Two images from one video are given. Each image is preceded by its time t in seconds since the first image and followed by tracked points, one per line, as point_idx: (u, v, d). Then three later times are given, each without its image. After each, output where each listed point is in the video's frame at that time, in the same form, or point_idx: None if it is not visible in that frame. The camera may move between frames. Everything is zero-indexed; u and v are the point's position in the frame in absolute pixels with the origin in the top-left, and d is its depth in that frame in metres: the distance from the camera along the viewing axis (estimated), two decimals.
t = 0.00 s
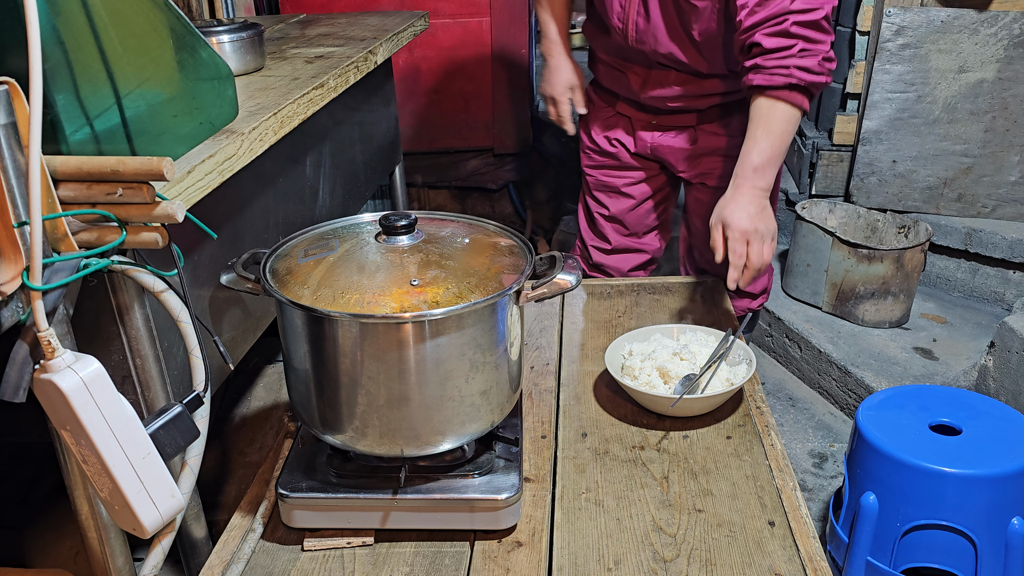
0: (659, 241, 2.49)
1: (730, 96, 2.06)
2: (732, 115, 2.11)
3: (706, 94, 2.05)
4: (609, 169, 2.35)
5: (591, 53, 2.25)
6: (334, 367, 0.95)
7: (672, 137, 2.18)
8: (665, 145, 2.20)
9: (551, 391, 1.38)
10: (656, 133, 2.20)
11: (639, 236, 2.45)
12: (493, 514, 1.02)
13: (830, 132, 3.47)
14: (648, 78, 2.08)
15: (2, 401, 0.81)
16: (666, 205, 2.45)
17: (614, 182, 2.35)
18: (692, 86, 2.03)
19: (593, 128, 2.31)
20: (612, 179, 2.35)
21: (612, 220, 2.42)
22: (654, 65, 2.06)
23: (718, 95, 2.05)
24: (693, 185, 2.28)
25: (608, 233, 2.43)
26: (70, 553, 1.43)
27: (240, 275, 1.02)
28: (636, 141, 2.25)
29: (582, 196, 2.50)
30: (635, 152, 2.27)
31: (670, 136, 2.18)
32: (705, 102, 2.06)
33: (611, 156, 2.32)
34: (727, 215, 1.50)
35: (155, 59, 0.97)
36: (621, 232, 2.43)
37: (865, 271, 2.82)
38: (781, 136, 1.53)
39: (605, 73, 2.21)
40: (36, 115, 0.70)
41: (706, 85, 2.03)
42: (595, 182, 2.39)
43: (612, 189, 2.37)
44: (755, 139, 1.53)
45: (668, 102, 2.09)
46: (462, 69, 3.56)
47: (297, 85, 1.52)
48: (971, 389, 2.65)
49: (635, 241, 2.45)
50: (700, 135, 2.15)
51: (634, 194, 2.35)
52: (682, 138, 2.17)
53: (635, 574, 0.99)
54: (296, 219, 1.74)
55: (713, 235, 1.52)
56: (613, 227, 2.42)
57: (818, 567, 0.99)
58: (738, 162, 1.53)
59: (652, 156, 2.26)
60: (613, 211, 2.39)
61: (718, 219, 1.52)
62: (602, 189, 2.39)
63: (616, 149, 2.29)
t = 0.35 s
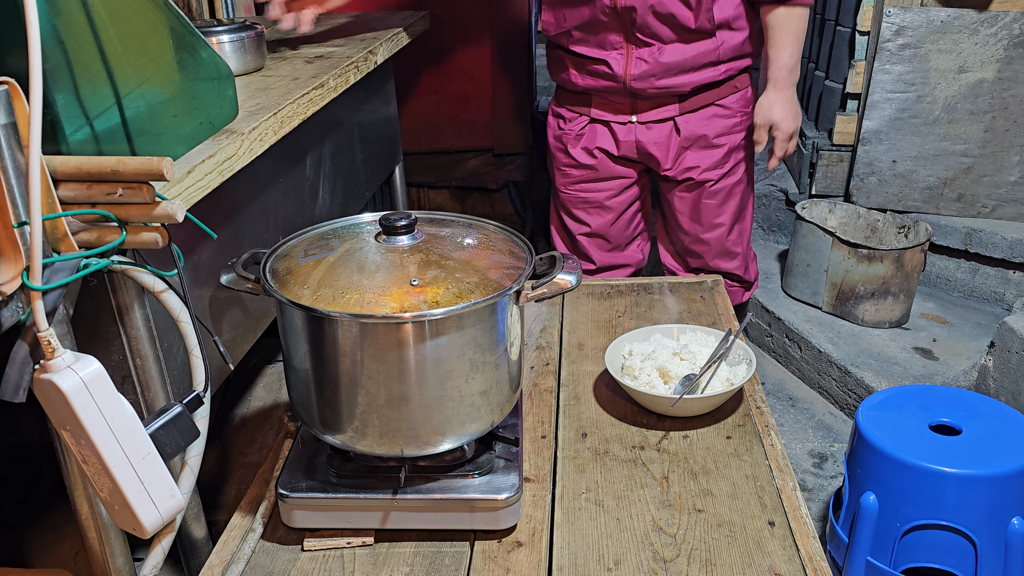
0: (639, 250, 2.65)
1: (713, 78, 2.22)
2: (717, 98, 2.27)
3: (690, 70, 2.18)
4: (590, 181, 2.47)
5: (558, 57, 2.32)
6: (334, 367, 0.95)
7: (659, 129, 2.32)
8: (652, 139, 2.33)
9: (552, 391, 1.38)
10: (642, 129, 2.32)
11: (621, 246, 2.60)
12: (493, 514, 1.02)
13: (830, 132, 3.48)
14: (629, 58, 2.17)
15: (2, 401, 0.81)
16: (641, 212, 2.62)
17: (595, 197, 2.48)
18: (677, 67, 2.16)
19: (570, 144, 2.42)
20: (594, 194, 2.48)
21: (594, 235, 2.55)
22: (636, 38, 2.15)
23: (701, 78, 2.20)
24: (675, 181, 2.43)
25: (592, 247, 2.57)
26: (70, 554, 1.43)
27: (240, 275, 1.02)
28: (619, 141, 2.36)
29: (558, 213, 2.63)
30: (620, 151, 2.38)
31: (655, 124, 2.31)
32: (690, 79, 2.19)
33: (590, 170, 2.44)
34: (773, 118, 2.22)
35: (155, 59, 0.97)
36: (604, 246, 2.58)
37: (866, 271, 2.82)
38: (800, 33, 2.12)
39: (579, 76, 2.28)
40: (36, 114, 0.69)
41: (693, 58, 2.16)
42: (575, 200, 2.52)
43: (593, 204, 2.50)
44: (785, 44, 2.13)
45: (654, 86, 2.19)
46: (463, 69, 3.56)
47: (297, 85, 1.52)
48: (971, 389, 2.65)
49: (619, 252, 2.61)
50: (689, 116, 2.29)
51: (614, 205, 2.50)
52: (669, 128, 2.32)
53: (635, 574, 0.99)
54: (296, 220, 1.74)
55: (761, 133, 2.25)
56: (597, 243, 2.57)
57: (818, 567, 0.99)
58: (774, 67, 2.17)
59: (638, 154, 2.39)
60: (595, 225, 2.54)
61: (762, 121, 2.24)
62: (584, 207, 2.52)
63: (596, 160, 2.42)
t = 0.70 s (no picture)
0: (636, 254, 2.67)
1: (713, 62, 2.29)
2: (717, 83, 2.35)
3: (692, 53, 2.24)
4: (594, 187, 2.46)
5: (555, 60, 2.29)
6: (334, 367, 0.95)
7: (667, 119, 2.35)
8: (661, 130, 2.35)
9: (551, 392, 1.38)
10: (649, 122, 2.35)
11: (621, 252, 2.61)
12: (493, 514, 1.02)
13: (830, 132, 3.48)
14: (637, 48, 2.20)
15: (2, 401, 0.81)
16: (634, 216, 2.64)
17: (601, 204, 2.48)
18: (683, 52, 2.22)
19: (574, 151, 2.40)
20: (599, 202, 2.48)
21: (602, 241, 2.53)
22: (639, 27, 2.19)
23: (705, 62, 2.26)
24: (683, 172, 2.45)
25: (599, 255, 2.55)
26: (70, 554, 1.43)
27: (240, 275, 1.02)
28: (626, 138, 2.37)
29: (556, 224, 2.59)
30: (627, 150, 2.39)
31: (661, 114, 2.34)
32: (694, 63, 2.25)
33: (595, 177, 2.43)
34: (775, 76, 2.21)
35: (155, 59, 0.97)
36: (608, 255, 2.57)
37: (866, 271, 2.82)
38: None
39: (581, 77, 2.27)
40: (36, 114, 0.69)
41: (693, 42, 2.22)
42: (578, 209, 2.49)
43: (599, 211, 2.49)
44: None
45: (662, 73, 2.24)
46: (463, 68, 3.56)
47: (297, 85, 1.52)
48: (971, 389, 2.65)
49: (619, 258, 2.61)
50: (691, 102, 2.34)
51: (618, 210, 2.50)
52: (674, 118, 2.36)
53: (635, 574, 0.99)
54: (296, 220, 1.74)
55: (762, 95, 2.23)
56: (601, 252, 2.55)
57: (818, 567, 0.99)
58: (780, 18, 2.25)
59: (645, 150, 2.40)
60: (600, 233, 2.52)
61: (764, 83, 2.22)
62: (590, 215, 2.50)
63: (603, 165, 2.41)
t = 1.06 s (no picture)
0: (631, 249, 2.66)
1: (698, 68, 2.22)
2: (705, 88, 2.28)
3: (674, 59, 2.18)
4: (581, 180, 2.48)
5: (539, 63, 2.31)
6: (334, 367, 0.95)
7: (648, 124, 2.32)
8: (643, 134, 2.33)
9: (551, 392, 1.38)
10: (631, 125, 2.32)
11: (614, 246, 2.60)
12: (493, 514, 1.02)
13: (830, 132, 3.48)
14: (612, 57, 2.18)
15: (2, 401, 0.81)
16: (633, 212, 2.62)
17: (586, 197, 2.49)
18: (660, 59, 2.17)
19: (560, 143, 2.44)
20: (586, 194, 2.49)
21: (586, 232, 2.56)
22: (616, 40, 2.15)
23: (687, 68, 2.20)
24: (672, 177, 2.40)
25: (585, 245, 2.58)
26: (70, 554, 1.43)
27: (240, 275, 1.02)
28: (610, 139, 2.37)
29: (550, 215, 2.63)
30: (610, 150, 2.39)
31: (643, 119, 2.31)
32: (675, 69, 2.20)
33: (580, 168, 2.46)
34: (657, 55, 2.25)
35: (155, 59, 0.97)
36: (597, 248, 2.58)
37: (865, 271, 2.82)
38: None
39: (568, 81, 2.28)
40: (36, 114, 0.69)
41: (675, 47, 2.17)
42: (564, 199, 2.53)
43: (583, 203, 2.51)
44: None
45: (640, 81, 2.21)
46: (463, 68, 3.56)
47: (297, 85, 1.52)
48: (971, 389, 2.65)
49: (610, 252, 2.61)
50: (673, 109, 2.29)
51: (604, 204, 2.50)
52: (658, 122, 2.32)
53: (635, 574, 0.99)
54: (296, 220, 1.74)
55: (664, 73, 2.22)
56: (589, 244, 2.57)
57: (818, 567, 0.99)
58: None
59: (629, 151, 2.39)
60: (587, 225, 2.54)
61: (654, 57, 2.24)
62: (575, 207, 2.53)
63: (586, 159, 2.43)
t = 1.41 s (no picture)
0: (633, 252, 2.63)
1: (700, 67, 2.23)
2: (706, 88, 2.29)
3: (675, 61, 2.19)
4: (582, 181, 2.47)
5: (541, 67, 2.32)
6: (334, 367, 0.95)
7: (650, 127, 2.32)
8: (645, 138, 2.33)
9: (552, 391, 1.38)
10: (634, 128, 2.33)
11: (616, 248, 2.58)
12: (493, 514, 1.02)
13: (830, 132, 3.48)
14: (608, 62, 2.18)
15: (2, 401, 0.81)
16: (634, 214, 2.60)
17: (588, 199, 2.48)
18: (660, 64, 2.17)
19: (562, 146, 2.44)
20: (587, 195, 2.48)
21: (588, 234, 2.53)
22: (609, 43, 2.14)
23: (686, 71, 2.21)
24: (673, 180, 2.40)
25: (588, 248, 2.55)
26: (70, 554, 1.43)
27: (240, 275, 1.02)
28: (611, 143, 2.37)
29: (553, 219, 2.62)
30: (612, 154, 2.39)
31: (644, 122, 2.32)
32: (676, 71, 2.20)
33: (581, 170, 2.45)
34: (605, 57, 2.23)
35: (155, 59, 0.97)
36: (599, 250, 2.56)
37: (865, 271, 2.82)
38: None
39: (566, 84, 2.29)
40: (36, 114, 0.70)
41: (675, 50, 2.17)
42: (565, 201, 2.52)
43: (586, 205, 2.49)
44: None
45: (641, 85, 2.21)
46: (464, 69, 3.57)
47: (297, 85, 1.52)
48: (971, 389, 2.65)
49: (612, 255, 2.59)
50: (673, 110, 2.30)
51: (606, 205, 2.48)
52: (660, 125, 2.32)
53: (635, 574, 0.99)
54: (296, 220, 1.74)
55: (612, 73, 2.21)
56: (591, 247, 2.55)
57: (818, 567, 0.99)
58: None
59: (631, 155, 2.39)
60: (589, 227, 2.52)
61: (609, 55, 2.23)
62: (577, 209, 2.51)
63: (587, 161, 2.42)
